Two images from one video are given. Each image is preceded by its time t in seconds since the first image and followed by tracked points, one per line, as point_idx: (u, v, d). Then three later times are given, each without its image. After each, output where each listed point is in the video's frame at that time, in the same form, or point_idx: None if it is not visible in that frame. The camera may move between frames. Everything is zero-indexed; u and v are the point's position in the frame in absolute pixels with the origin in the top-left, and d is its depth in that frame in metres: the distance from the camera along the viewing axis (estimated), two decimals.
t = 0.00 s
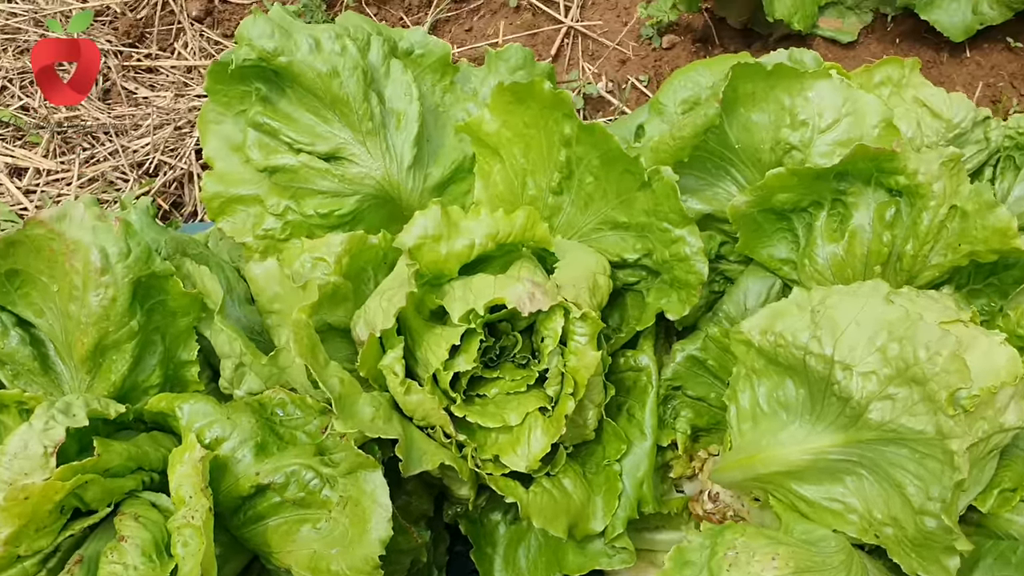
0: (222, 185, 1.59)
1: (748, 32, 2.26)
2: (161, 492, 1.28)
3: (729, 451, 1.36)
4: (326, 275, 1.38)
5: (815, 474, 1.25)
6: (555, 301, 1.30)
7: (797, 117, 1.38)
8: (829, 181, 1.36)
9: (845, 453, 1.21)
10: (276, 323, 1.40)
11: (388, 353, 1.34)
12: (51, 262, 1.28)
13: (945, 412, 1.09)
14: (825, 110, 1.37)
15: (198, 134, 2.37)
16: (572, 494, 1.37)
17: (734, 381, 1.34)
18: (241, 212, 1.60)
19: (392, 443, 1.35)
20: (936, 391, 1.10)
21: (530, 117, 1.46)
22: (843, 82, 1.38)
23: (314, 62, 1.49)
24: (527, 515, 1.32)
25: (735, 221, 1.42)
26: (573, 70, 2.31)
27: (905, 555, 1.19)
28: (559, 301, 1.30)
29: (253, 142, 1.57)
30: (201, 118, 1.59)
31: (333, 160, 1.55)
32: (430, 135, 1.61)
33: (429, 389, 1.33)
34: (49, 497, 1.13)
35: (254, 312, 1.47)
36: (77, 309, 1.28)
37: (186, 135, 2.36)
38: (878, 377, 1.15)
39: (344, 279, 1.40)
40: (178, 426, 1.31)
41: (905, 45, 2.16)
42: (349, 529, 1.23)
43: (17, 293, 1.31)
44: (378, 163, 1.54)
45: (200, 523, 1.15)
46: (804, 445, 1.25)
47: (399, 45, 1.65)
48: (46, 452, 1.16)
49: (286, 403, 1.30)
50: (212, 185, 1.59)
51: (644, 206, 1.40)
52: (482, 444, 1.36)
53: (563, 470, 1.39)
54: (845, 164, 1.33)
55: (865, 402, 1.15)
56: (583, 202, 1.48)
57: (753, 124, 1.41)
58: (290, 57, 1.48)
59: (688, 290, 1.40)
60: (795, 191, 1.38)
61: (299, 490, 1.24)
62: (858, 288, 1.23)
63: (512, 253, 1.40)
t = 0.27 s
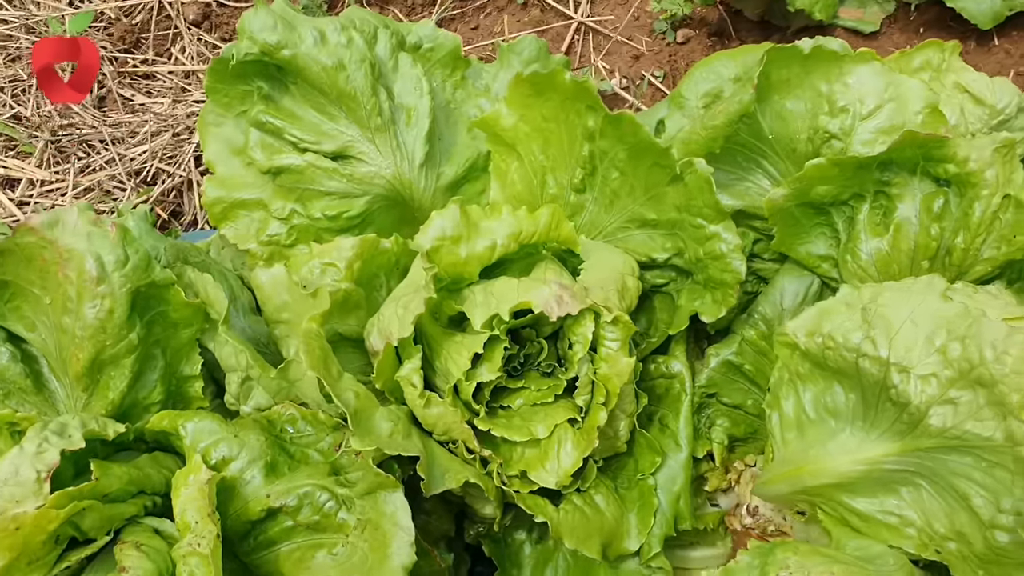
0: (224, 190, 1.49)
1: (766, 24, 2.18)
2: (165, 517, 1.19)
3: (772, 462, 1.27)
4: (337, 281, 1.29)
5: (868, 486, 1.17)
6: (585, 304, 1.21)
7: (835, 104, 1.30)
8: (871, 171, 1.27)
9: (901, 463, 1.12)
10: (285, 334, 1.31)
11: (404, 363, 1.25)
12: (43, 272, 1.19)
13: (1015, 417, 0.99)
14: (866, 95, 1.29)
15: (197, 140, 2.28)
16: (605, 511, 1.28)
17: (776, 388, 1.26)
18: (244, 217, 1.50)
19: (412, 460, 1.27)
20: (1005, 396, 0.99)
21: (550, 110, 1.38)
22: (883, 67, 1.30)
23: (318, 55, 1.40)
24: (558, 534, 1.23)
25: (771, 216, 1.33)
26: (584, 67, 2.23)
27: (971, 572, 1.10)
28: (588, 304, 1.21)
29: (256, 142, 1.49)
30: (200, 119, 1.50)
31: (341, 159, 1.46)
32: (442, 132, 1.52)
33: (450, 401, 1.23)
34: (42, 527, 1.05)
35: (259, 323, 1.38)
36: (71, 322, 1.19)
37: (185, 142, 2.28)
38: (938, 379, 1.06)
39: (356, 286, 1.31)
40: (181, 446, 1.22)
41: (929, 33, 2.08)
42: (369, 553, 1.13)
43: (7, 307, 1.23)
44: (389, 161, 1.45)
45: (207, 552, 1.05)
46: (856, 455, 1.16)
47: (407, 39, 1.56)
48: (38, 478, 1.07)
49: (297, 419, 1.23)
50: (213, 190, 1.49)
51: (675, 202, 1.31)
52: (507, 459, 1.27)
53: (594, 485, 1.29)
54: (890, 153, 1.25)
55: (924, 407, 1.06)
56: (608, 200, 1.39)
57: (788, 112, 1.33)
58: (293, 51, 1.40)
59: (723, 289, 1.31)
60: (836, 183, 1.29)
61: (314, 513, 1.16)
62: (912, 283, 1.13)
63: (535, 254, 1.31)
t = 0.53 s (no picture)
0: (223, 211, 1.42)
1: (780, 38, 2.12)
2: (162, 559, 1.11)
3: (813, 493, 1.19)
4: (344, 304, 1.21)
5: (920, 517, 1.08)
6: (611, 325, 1.13)
7: (870, 110, 1.23)
8: (910, 181, 1.20)
9: (957, 492, 1.04)
10: (289, 360, 1.25)
11: (417, 392, 1.17)
12: (30, 297, 1.11)
13: None
14: (903, 101, 1.22)
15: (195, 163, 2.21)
16: (634, 548, 1.20)
17: (815, 413, 1.18)
18: (245, 239, 1.43)
19: (427, 496, 1.18)
20: None
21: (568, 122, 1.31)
22: (919, 71, 1.23)
23: (321, 67, 1.34)
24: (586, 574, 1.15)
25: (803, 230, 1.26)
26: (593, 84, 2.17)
27: None
28: (614, 325, 1.13)
29: (256, 160, 1.41)
30: (198, 138, 1.43)
31: (346, 176, 1.39)
32: (451, 147, 1.45)
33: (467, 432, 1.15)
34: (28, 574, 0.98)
35: (262, 350, 1.30)
36: (61, 350, 1.11)
37: (182, 164, 2.21)
38: (997, 401, 0.98)
39: (365, 308, 1.23)
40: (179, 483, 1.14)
41: (949, 44, 2.02)
42: None
43: None
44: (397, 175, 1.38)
45: None
46: (906, 483, 1.08)
47: (414, 51, 1.50)
48: (24, 520, 0.99)
49: (302, 452, 1.14)
50: (211, 211, 1.43)
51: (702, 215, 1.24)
52: (529, 493, 1.19)
53: (622, 519, 1.21)
54: (930, 160, 1.18)
55: (982, 431, 0.98)
56: (628, 215, 1.33)
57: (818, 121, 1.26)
58: (295, 63, 1.33)
59: (756, 308, 1.23)
60: (872, 194, 1.22)
61: (323, 554, 1.08)
62: (961, 298, 1.05)
63: (553, 272, 1.24)
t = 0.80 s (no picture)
0: (215, 220, 1.34)
1: (791, 36, 2.06)
2: None
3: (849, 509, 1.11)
4: (344, 315, 1.13)
5: (967, 536, 0.98)
6: (630, 332, 1.05)
7: (901, 101, 1.16)
8: (944, 175, 1.13)
9: (1007, 507, 0.94)
10: (286, 375, 1.17)
11: (422, 408, 1.09)
12: (5, 311, 1.03)
13: None
14: (934, 91, 1.15)
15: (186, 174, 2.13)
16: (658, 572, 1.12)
17: (850, 424, 1.11)
18: (238, 248, 1.35)
19: (435, 520, 1.10)
20: None
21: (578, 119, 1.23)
22: (951, 59, 1.17)
23: (316, 65, 1.27)
24: None
25: (830, 229, 1.19)
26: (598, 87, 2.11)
27: None
28: (634, 332, 1.05)
29: (249, 165, 1.34)
30: (188, 144, 1.36)
31: (344, 180, 1.31)
32: (453, 149, 1.38)
33: (478, 450, 1.07)
34: None
35: (257, 365, 1.22)
36: (38, 368, 1.03)
37: (173, 176, 2.13)
38: None
39: (366, 319, 1.15)
40: (167, 510, 1.06)
41: (966, 41, 1.96)
42: None
43: None
44: (399, 177, 1.30)
45: None
46: (951, 498, 0.99)
47: (414, 50, 1.42)
48: None
49: (301, 473, 1.06)
50: (203, 221, 1.34)
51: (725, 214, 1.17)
52: (544, 516, 1.11)
53: (644, 542, 1.13)
54: (966, 152, 1.10)
55: None
56: (643, 217, 1.24)
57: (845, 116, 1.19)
58: (288, 61, 1.26)
59: (786, 313, 1.17)
60: (904, 189, 1.14)
61: None
62: (1011, 296, 0.96)
63: (566, 277, 1.15)
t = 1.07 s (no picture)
0: (194, 219, 1.27)
1: (795, 30, 2.00)
2: None
3: (876, 519, 1.03)
4: (331, 316, 1.06)
5: (1007, 548, 0.91)
6: (639, 332, 0.98)
7: (923, 83, 1.09)
8: (970, 161, 1.05)
9: None
10: (269, 382, 1.09)
11: (416, 415, 1.01)
12: None
13: None
14: (959, 72, 1.08)
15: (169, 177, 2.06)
16: None
17: (876, 427, 1.04)
18: (219, 249, 1.27)
19: (430, 536, 1.02)
20: None
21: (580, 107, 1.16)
22: (976, 39, 1.09)
23: (299, 51, 1.19)
24: None
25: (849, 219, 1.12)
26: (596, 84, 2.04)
27: None
28: (643, 331, 0.98)
29: (229, 160, 1.26)
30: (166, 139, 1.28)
31: (330, 174, 1.24)
32: (446, 143, 1.31)
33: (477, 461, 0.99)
34: None
35: (239, 371, 1.14)
36: None
37: (156, 179, 2.06)
38: None
39: (355, 321, 1.07)
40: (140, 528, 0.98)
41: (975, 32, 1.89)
42: None
43: None
44: (389, 170, 1.23)
45: None
46: (991, 506, 0.91)
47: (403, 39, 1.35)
48: None
49: (285, 487, 0.98)
50: (181, 220, 1.27)
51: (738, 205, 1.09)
52: (548, 530, 1.03)
53: (655, 557, 1.06)
54: (995, 136, 1.03)
55: None
56: (650, 210, 1.17)
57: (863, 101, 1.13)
58: (270, 47, 1.19)
59: (803, 311, 1.09)
60: (929, 177, 1.07)
61: None
62: None
63: (568, 275, 1.07)
